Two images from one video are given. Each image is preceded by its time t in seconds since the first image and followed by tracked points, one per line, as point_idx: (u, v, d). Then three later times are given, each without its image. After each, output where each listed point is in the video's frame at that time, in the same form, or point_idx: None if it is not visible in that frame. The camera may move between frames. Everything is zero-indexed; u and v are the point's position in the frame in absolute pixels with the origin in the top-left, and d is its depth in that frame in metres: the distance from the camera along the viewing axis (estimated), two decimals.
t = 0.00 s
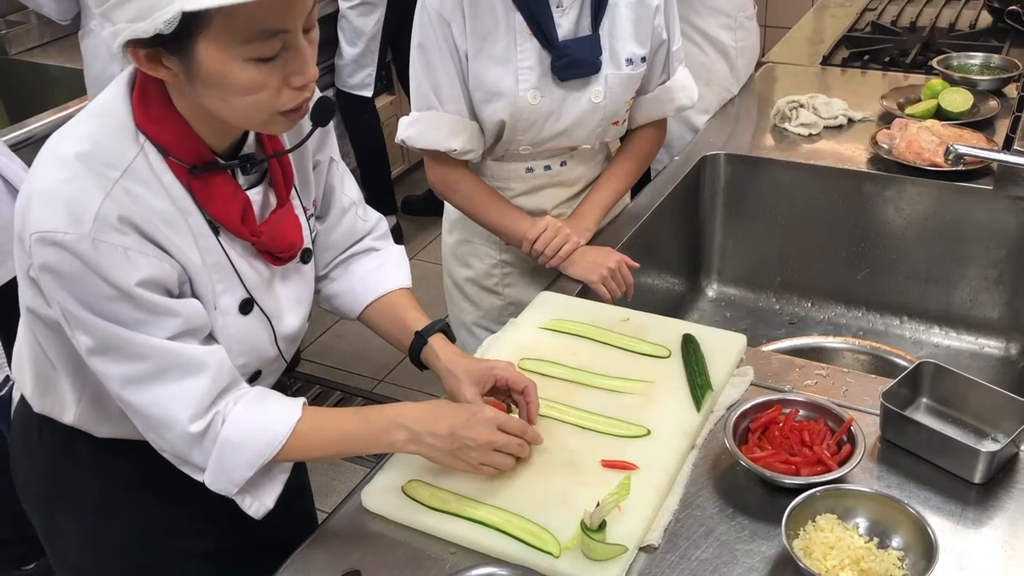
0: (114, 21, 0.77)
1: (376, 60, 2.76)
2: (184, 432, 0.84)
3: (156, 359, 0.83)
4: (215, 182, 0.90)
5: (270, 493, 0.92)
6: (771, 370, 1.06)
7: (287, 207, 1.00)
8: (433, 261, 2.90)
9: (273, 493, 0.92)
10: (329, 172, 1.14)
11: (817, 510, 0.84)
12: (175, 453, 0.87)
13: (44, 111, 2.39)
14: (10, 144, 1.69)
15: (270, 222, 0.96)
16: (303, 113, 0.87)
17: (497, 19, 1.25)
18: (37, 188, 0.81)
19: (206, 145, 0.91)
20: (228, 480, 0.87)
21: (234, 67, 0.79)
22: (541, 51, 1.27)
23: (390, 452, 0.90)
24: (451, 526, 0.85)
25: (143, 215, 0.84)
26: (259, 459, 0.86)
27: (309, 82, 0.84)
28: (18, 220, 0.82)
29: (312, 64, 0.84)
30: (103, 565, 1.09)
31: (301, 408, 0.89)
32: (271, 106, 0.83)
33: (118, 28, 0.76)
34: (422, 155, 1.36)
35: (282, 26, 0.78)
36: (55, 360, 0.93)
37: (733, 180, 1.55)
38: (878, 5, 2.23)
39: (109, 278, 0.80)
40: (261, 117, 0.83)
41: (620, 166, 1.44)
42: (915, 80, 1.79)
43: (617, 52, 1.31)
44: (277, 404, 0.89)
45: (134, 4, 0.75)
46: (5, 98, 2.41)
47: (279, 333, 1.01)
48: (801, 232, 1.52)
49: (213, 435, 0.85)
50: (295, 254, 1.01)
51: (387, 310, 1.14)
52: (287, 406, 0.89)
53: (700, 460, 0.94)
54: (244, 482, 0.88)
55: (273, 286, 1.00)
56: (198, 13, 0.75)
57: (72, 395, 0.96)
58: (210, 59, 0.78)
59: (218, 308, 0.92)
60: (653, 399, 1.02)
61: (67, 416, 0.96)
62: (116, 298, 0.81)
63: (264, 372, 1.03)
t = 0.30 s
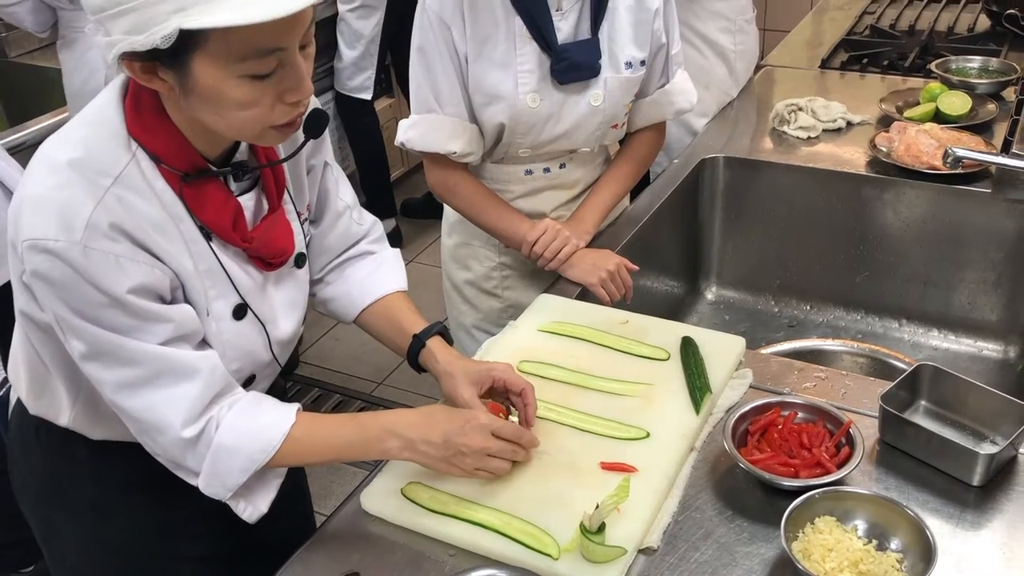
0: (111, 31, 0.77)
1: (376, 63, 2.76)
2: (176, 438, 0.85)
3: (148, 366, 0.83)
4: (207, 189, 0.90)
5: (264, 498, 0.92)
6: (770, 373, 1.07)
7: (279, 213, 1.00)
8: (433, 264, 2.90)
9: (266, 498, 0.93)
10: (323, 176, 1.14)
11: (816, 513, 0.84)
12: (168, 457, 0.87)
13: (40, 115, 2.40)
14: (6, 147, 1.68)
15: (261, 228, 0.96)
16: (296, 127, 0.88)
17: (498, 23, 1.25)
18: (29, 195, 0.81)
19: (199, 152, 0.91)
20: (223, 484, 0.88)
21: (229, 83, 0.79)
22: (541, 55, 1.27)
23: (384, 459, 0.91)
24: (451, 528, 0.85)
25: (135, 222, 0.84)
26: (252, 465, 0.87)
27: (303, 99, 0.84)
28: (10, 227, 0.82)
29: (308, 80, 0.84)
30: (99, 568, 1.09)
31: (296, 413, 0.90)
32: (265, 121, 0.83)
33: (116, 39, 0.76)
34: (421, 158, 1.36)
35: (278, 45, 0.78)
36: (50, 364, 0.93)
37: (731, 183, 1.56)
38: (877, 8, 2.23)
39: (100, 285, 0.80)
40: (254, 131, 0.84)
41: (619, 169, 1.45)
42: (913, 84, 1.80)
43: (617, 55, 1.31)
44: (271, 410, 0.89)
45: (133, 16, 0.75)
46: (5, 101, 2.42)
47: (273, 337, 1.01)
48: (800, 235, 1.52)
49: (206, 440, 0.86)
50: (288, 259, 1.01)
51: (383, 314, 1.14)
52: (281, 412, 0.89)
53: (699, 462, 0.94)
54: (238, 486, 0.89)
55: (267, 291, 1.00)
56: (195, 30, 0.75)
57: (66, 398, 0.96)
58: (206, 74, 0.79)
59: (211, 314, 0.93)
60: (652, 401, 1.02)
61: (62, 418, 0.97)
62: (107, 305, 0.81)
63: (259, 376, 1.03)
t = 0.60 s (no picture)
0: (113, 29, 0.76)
1: (374, 65, 2.76)
2: (168, 441, 0.85)
3: (141, 368, 0.83)
4: (203, 191, 0.90)
5: (257, 503, 0.92)
6: (768, 374, 1.07)
7: (273, 216, 1.00)
8: (432, 266, 2.91)
9: (259, 504, 0.93)
10: (319, 178, 1.14)
11: (815, 514, 0.84)
12: (160, 461, 0.87)
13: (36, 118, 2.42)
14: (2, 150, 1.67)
15: (256, 231, 0.96)
16: (295, 130, 0.88)
17: (497, 24, 1.25)
18: (24, 196, 0.81)
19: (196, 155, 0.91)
20: (213, 489, 0.88)
21: (230, 84, 0.79)
22: (540, 56, 1.27)
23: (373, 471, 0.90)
24: (449, 529, 0.85)
25: (130, 224, 0.84)
26: (241, 471, 0.87)
27: (302, 103, 0.84)
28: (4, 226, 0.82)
29: (308, 83, 0.84)
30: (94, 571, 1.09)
31: (287, 419, 0.90)
32: (264, 123, 0.83)
33: (117, 38, 0.76)
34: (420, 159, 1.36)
35: (281, 47, 0.78)
36: (44, 367, 0.93)
37: (730, 185, 1.56)
38: (875, 10, 2.24)
39: (96, 286, 0.80)
40: (253, 133, 0.84)
41: (618, 170, 1.45)
42: (912, 85, 1.80)
43: (616, 56, 1.31)
44: (264, 415, 0.89)
45: (136, 15, 0.75)
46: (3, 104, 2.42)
47: (269, 339, 1.01)
48: (799, 236, 1.52)
49: (198, 444, 0.86)
50: (283, 261, 1.01)
51: (382, 315, 1.14)
52: (273, 417, 0.89)
53: (698, 463, 0.94)
54: (228, 492, 0.89)
55: (262, 293, 1.00)
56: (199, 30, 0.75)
57: (61, 401, 0.96)
58: (207, 74, 0.78)
59: (206, 315, 0.92)
60: (651, 403, 1.02)
61: (57, 420, 0.97)
62: (102, 306, 0.81)
63: (254, 378, 1.04)
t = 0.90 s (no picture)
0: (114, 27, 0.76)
1: (373, 67, 2.77)
2: (167, 442, 0.85)
3: (139, 369, 0.83)
4: (201, 192, 0.90)
5: (254, 506, 0.92)
6: (767, 376, 1.07)
7: (271, 218, 1.00)
8: (430, 267, 2.91)
9: (256, 507, 0.93)
10: (317, 181, 1.14)
11: (813, 516, 0.84)
12: (158, 462, 0.87)
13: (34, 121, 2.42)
14: None
15: (253, 232, 0.96)
16: (295, 132, 0.88)
17: (495, 26, 1.25)
18: (22, 196, 0.81)
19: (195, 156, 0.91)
20: (211, 491, 0.88)
21: (232, 84, 0.79)
22: (539, 57, 1.27)
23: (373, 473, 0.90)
24: (447, 531, 0.85)
25: (129, 224, 0.84)
26: (240, 473, 0.87)
27: (303, 105, 0.84)
28: (2, 227, 0.82)
29: (308, 85, 0.84)
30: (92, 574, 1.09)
31: (286, 421, 0.90)
32: (265, 125, 0.83)
33: (118, 36, 0.76)
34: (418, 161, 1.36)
35: (283, 48, 0.79)
36: (41, 370, 0.93)
37: (728, 187, 1.56)
38: (873, 12, 2.24)
39: (94, 286, 0.80)
40: (254, 134, 0.84)
41: (616, 173, 1.45)
42: (909, 87, 1.80)
43: (614, 58, 1.31)
44: (263, 417, 0.89)
45: (140, 13, 0.75)
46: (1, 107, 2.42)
47: (265, 341, 1.01)
48: (797, 238, 1.52)
49: (196, 446, 0.86)
50: (279, 264, 1.01)
51: (380, 317, 1.14)
52: (272, 420, 0.89)
53: (696, 465, 0.94)
54: (226, 494, 0.89)
55: (259, 295, 1.00)
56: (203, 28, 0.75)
57: (58, 404, 0.96)
58: (210, 74, 0.78)
59: (203, 317, 0.93)
60: (649, 405, 1.02)
61: (54, 424, 0.97)
62: (100, 306, 0.81)
63: (251, 381, 1.04)
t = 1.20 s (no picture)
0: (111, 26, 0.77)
1: (372, 69, 2.77)
2: (163, 443, 0.85)
3: (136, 370, 0.83)
4: (200, 194, 0.91)
5: (250, 510, 0.92)
6: (765, 379, 1.07)
7: (270, 221, 1.00)
8: (429, 269, 2.91)
9: (252, 510, 0.93)
10: (317, 186, 1.14)
11: (811, 519, 0.84)
12: (154, 464, 0.87)
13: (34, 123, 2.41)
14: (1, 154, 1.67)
15: (253, 236, 0.96)
16: (290, 135, 0.88)
17: (494, 29, 1.26)
18: (20, 197, 0.81)
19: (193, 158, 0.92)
20: (208, 495, 0.88)
21: (225, 84, 0.79)
22: (538, 61, 1.28)
23: (372, 475, 0.90)
24: (446, 535, 0.86)
25: (126, 226, 0.84)
26: (239, 476, 0.87)
27: (298, 107, 0.84)
28: None
29: (303, 88, 0.84)
30: None
31: (284, 425, 0.90)
32: (258, 125, 0.83)
33: (115, 34, 0.77)
34: (417, 164, 1.36)
35: (276, 48, 0.79)
36: (38, 374, 0.93)
37: (726, 190, 1.56)
38: (871, 14, 2.25)
39: (91, 287, 0.80)
40: (248, 135, 0.84)
41: (614, 176, 1.45)
42: (907, 90, 1.80)
43: (613, 62, 1.32)
44: (262, 420, 0.89)
45: (134, 12, 0.75)
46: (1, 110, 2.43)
47: (263, 345, 1.01)
48: (795, 241, 1.53)
49: (193, 448, 0.86)
50: (279, 269, 1.01)
51: (378, 324, 1.14)
52: (271, 423, 0.89)
53: (695, 468, 0.94)
54: (223, 497, 0.89)
55: (258, 299, 1.00)
56: (196, 28, 0.76)
57: (54, 408, 0.96)
58: (203, 74, 0.79)
59: (200, 319, 0.93)
60: (648, 408, 1.02)
61: (50, 428, 0.97)
62: (97, 307, 0.81)
63: (247, 385, 1.04)
